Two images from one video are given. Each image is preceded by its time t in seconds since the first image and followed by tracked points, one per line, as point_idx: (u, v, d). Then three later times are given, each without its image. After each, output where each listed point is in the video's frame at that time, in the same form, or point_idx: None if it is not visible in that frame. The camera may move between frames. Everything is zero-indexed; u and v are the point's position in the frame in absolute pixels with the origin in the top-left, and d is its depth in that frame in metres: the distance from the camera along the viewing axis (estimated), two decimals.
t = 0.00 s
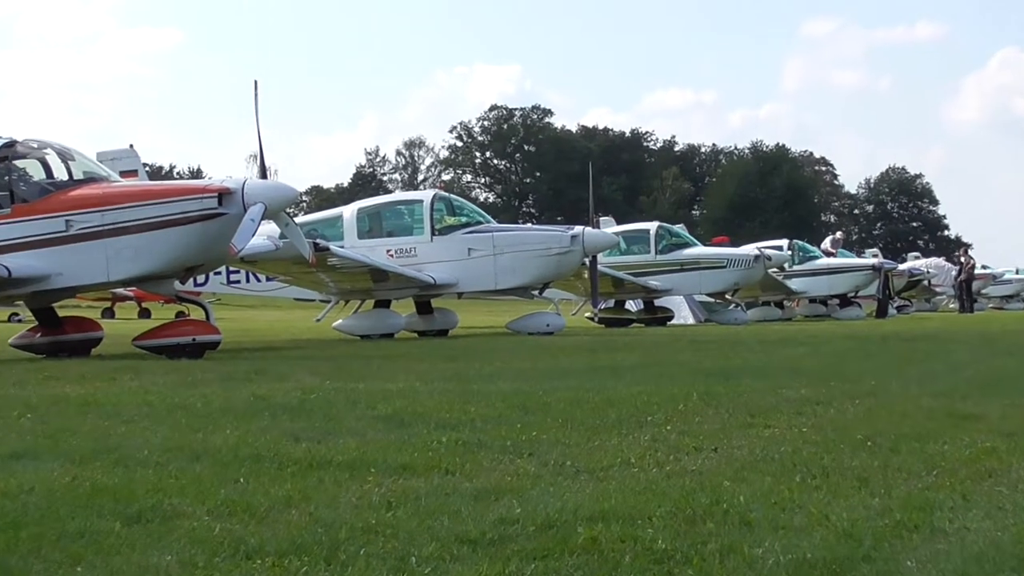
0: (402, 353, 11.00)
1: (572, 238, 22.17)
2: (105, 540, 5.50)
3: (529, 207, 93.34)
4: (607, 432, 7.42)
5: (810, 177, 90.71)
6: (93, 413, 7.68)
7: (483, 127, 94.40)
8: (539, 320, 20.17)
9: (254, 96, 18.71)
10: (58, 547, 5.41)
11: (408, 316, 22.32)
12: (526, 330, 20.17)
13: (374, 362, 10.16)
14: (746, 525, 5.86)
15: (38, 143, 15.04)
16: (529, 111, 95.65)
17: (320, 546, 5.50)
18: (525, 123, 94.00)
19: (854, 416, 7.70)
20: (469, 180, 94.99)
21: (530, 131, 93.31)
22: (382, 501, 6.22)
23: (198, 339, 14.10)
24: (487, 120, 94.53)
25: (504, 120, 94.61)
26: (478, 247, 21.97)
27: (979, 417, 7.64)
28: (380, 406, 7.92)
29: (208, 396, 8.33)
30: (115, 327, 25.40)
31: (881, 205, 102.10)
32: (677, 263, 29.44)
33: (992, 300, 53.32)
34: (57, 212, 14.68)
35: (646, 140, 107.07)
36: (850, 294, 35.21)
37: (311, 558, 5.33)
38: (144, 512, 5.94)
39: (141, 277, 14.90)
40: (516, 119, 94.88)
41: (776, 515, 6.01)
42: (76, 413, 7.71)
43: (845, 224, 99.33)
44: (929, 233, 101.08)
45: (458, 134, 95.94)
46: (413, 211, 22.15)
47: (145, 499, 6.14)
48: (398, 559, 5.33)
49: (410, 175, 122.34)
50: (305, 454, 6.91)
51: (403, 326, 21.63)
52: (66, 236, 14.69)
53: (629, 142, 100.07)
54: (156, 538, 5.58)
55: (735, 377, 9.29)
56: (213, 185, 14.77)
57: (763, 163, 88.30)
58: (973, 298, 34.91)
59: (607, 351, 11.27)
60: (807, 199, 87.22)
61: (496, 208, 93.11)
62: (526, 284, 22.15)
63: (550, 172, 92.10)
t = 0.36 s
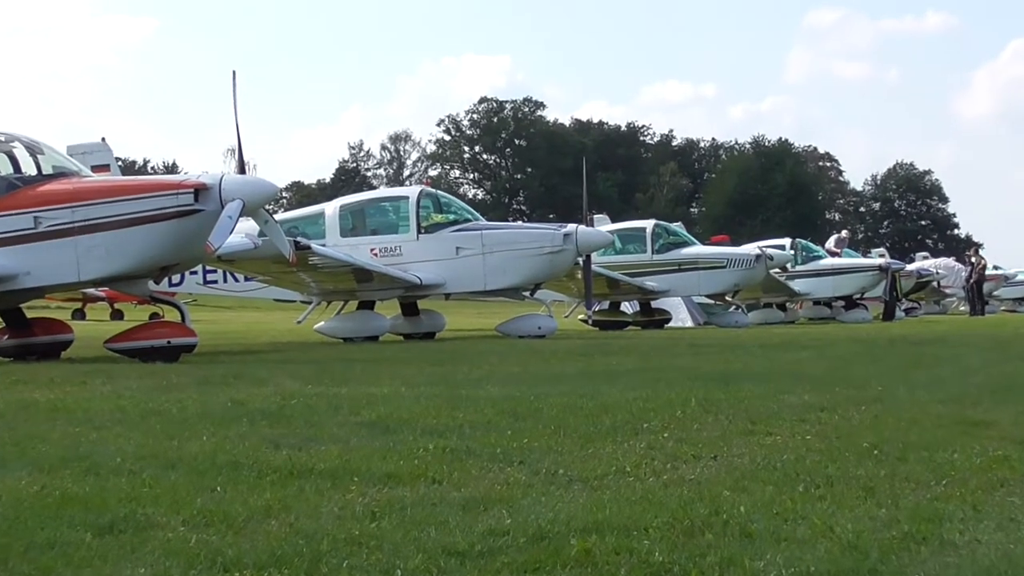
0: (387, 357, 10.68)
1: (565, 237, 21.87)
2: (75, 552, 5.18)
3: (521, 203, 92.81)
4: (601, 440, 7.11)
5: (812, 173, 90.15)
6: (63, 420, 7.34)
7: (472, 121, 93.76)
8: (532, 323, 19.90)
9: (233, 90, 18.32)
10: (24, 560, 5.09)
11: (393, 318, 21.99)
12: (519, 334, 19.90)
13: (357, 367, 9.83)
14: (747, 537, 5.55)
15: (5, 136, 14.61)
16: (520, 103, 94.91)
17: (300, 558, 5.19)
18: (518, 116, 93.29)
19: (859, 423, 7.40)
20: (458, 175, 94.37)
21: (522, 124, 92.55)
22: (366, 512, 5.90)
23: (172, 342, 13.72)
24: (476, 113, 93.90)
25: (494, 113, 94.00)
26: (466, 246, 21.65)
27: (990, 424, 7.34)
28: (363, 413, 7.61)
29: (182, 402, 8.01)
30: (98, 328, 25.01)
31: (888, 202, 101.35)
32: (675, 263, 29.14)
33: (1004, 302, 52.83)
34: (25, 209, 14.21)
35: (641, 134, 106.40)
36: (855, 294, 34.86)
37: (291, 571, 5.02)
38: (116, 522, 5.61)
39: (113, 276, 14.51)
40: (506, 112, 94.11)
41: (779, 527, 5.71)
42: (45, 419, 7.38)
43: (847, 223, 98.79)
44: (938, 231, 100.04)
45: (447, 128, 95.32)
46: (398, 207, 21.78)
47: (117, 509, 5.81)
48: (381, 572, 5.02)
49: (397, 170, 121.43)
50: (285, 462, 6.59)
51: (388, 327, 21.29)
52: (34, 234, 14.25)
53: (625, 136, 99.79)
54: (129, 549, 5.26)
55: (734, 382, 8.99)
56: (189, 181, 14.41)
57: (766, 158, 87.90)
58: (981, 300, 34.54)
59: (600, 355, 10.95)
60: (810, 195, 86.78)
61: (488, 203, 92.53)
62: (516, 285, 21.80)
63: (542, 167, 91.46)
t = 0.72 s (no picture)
0: (380, 357, 10.61)
1: (560, 236, 21.78)
2: (63, 555, 5.10)
3: (514, 202, 92.63)
4: (597, 442, 7.03)
5: (809, 173, 90.06)
6: (52, 421, 7.26)
7: (466, 119, 93.51)
8: (526, 323, 19.82)
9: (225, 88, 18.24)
10: (12, 563, 5.01)
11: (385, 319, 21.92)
12: (513, 334, 19.83)
13: (349, 367, 9.75)
14: (744, 542, 5.47)
15: None
16: (516, 102, 94.62)
17: (292, 562, 5.11)
18: (512, 115, 93.03)
19: (857, 426, 7.32)
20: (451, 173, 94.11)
21: (516, 122, 92.36)
22: (358, 514, 5.82)
23: (163, 342, 13.69)
24: (470, 111, 93.65)
25: (488, 111, 93.75)
26: (460, 245, 21.57)
27: (990, 428, 7.26)
28: (356, 414, 7.52)
29: (173, 403, 7.93)
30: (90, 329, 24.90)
31: (886, 202, 101.06)
32: (671, 263, 29.08)
33: (1004, 303, 52.71)
34: (15, 207, 14.15)
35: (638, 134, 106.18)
36: (853, 295, 34.78)
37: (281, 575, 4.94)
38: (106, 524, 5.53)
39: (102, 276, 14.44)
40: (500, 110, 93.85)
41: (776, 531, 5.63)
42: (35, 420, 7.29)
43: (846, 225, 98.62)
44: (937, 232, 99.79)
45: (441, 127, 95.10)
46: (391, 206, 21.72)
47: (106, 511, 5.73)
48: None
49: (389, 168, 121.05)
50: (277, 464, 6.51)
51: (382, 328, 21.25)
52: (23, 233, 14.20)
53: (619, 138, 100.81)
54: (118, 552, 5.18)
55: (730, 384, 8.92)
56: (181, 179, 14.30)
57: (763, 156, 87.89)
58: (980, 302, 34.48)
59: (595, 356, 10.89)
60: (807, 195, 86.81)
61: (482, 202, 92.35)
62: (510, 286, 21.69)
63: (537, 166, 91.20)
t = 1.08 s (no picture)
0: (375, 359, 10.60)
1: (555, 238, 21.87)
2: (59, 556, 5.10)
3: (509, 203, 92.49)
4: (591, 443, 7.03)
5: (805, 174, 90.06)
6: (47, 423, 7.26)
7: (462, 119, 93.40)
8: (519, 325, 19.72)
9: (220, 87, 18.24)
10: (8, 563, 5.01)
11: (381, 320, 21.90)
12: (506, 335, 19.72)
13: (343, 368, 9.75)
14: (739, 543, 5.47)
15: None
16: (511, 102, 94.59)
17: (287, 563, 5.11)
18: (508, 115, 92.94)
19: (852, 427, 7.32)
20: (447, 174, 93.99)
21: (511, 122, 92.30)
22: (353, 515, 5.82)
23: (158, 342, 13.68)
24: (466, 111, 93.57)
25: (484, 111, 93.64)
26: (455, 246, 21.57)
27: (985, 429, 7.26)
28: (350, 415, 7.52)
29: (168, 404, 7.93)
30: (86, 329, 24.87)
31: (881, 202, 101.03)
32: (667, 263, 29.06)
33: (998, 304, 52.77)
34: (11, 207, 14.17)
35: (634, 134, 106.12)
36: (848, 297, 34.79)
37: None
38: (102, 525, 5.53)
39: (99, 277, 14.45)
40: (495, 110, 93.67)
41: (771, 532, 5.63)
42: (29, 422, 7.29)
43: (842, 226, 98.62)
44: (933, 233, 99.70)
45: (436, 127, 94.99)
46: (387, 207, 21.70)
47: (102, 511, 5.73)
48: None
49: (383, 168, 120.84)
50: (272, 465, 6.51)
51: (377, 328, 21.26)
52: (20, 233, 14.21)
53: (615, 138, 100.87)
54: (114, 553, 5.18)
55: (725, 385, 8.92)
56: (176, 180, 14.34)
57: (757, 158, 87.85)
58: (975, 302, 34.47)
59: (590, 357, 10.89)
60: (801, 195, 87.18)
61: (478, 202, 92.22)
62: (506, 286, 21.69)
63: (532, 166, 91.12)
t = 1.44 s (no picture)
0: (370, 363, 10.59)
1: (550, 241, 21.77)
2: (54, 560, 5.09)
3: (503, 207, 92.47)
4: (587, 446, 7.04)
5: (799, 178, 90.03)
6: (42, 427, 7.25)
7: (456, 123, 93.24)
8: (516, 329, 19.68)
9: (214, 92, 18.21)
10: (3, 567, 5.00)
11: (375, 324, 21.90)
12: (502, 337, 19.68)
13: (338, 372, 9.74)
14: (734, 546, 5.48)
15: None
16: (505, 105, 94.53)
17: (282, 566, 5.11)
18: (502, 119, 92.84)
19: (846, 430, 7.32)
20: (441, 179, 93.82)
21: (505, 126, 92.30)
22: (349, 519, 5.82)
23: (153, 346, 13.70)
24: (460, 115, 93.46)
25: (477, 115, 93.50)
26: (449, 250, 21.57)
27: (980, 431, 7.27)
28: (346, 419, 7.51)
29: (163, 408, 7.91)
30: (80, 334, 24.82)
31: (875, 205, 101.05)
32: (662, 267, 29.04)
33: (993, 306, 52.79)
34: (5, 211, 14.16)
35: (629, 137, 106.11)
36: (842, 300, 34.79)
37: None
38: (97, 529, 5.53)
39: (93, 281, 14.43)
40: (489, 114, 93.59)
41: (766, 534, 5.64)
42: (24, 426, 7.28)
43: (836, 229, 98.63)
44: (928, 236, 99.70)
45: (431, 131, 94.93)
46: (382, 211, 21.71)
47: (96, 516, 5.72)
48: None
49: (377, 172, 120.67)
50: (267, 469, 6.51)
51: (372, 332, 21.28)
52: (14, 237, 14.20)
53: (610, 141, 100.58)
54: (109, 557, 5.18)
55: (720, 388, 8.92)
56: (171, 183, 14.27)
57: (751, 162, 86.68)
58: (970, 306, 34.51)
59: (585, 361, 10.88)
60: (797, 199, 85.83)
61: (473, 206, 92.18)
62: (501, 290, 21.67)
63: (527, 170, 91.00)
